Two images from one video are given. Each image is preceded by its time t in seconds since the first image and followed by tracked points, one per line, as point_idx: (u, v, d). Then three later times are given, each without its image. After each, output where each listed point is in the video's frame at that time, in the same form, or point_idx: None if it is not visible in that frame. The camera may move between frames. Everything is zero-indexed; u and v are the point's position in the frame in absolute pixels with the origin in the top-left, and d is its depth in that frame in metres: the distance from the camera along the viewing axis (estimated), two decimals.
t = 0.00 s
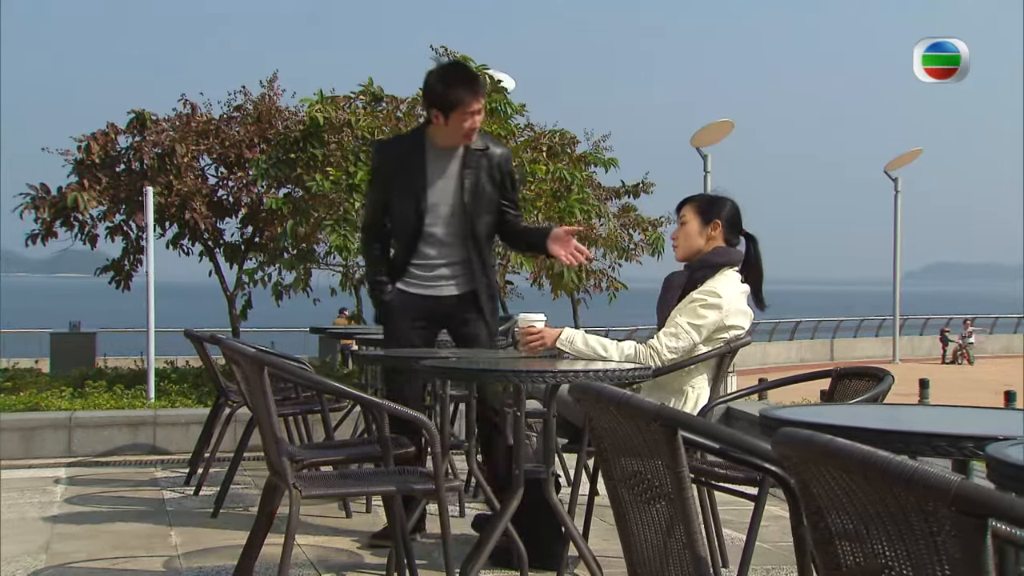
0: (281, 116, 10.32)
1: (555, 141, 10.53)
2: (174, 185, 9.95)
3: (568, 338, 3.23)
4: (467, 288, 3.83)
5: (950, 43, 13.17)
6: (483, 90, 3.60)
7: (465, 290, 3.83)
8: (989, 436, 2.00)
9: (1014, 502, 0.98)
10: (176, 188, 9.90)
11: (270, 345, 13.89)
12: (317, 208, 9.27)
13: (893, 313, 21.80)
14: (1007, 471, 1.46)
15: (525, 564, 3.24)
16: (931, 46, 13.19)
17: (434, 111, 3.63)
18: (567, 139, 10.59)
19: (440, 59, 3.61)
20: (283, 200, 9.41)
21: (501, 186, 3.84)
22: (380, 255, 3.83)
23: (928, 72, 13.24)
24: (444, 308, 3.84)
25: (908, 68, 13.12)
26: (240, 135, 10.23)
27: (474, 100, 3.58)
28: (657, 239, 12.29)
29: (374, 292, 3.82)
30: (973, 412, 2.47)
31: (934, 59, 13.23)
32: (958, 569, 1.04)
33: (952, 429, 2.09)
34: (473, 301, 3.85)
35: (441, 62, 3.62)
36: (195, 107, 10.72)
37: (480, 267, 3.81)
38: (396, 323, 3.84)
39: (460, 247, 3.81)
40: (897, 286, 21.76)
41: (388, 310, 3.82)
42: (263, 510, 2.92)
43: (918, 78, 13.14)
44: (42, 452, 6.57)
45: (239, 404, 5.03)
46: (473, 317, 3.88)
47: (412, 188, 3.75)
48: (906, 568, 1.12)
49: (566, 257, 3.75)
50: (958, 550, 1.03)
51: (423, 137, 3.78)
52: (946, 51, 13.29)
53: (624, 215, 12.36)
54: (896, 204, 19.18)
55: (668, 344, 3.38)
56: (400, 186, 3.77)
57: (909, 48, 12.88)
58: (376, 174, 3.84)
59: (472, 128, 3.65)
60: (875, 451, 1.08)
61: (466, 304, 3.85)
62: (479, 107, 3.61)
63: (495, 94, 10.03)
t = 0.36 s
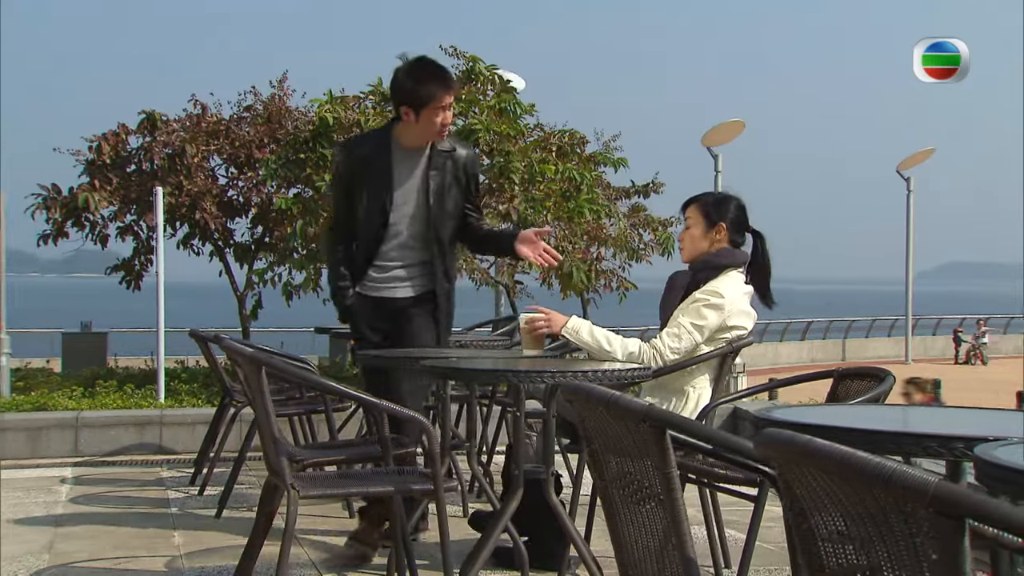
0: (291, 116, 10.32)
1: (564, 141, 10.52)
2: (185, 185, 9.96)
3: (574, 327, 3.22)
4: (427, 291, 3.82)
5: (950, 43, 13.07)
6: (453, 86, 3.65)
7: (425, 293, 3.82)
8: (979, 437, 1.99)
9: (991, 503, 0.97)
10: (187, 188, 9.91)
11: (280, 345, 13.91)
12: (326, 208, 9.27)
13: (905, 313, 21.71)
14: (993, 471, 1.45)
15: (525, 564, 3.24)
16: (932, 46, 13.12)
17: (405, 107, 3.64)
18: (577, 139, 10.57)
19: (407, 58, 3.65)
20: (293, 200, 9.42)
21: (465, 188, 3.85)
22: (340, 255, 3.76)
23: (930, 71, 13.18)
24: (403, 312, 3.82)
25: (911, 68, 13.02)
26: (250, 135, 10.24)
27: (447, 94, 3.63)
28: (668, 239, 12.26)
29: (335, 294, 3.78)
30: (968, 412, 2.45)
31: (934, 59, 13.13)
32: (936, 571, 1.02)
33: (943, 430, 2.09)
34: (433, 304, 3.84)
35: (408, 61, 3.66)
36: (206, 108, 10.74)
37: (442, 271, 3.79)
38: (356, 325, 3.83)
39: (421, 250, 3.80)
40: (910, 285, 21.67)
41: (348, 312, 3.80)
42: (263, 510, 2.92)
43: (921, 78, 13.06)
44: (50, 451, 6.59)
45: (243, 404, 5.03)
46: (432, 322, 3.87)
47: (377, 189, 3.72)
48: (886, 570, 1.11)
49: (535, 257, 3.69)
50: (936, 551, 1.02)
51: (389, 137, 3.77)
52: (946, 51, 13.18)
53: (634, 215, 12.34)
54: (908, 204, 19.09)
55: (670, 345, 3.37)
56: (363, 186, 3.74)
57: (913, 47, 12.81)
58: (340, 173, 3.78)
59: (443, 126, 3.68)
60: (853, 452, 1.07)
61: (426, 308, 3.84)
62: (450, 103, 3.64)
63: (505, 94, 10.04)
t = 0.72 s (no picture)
0: (303, 116, 10.33)
1: (576, 140, 10.50)
2: (196, 185, 9.96)
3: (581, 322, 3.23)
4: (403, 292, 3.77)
5: (950, 43, 13.00)
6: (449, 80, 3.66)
7: (401, 294, 3.77)
8: (972, 437, 1.97)
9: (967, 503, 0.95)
10: (199, 188, 9.93)
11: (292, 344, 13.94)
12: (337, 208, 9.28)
13: (920, 313, 21.64)
14: (980, 471, 1.44)
15: (528, 565, 3.24)
16: (931, 46, 13.04)
17: (398, 95, 3.62)
18: (588, 138, 10.55)
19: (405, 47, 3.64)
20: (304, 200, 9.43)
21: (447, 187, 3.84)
22: (314, 251, 3.72)
23: (930, 72, 13.15)
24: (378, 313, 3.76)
25: (916, 67, 12.99)
26: (262, 135, 10.26)
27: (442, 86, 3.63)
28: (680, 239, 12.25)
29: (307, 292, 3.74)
30: (965, 412, 2.44)
31: (936, 59, 13.10)
32: (914, 571, 1.01)
33: (935, 430, 2.08)
34: (409, 308, 3.80)
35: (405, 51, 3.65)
36: (218, 108, 10.77)
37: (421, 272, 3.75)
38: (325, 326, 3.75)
39: (399, 249, 3.76)
40: (924, 285, 21.59)
41: (318, 310, 3.76)
42: (263, 510, 2.92)
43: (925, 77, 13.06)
44: (58, 450, 6.61)
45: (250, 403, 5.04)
46: (408, 326, 3.82)
47: (357, 184, 3.69)
48: (867, 570, 1.10)
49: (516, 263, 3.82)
50: (914, 551, 1.01)
51: (372, 131, 3.74)
52: (946, 51, 13.11)
53: (646, 215, 12.34)
54: (924, 203, 19.02)
55: (674, 345, 3.35)
56: (343, 182, 3.70)
57: (920, 46, 12.75)
58: (320, 165, 3.73)
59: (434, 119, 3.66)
60: (832, 453, 1.06)
61: (401, 310, 3.79)
62: (443, 97, 3.64)
63: (516, 94, 10.07)
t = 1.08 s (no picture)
0: (320, 116, 10.35)
1: (592, 140, 10.47)
2: (214, 185, 9.99)
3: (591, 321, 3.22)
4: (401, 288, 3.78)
5: (951, 42, 12.96)
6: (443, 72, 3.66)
7: (399, 290, 3.78)
8: (969, 438, 1.96)
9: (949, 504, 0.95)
10: (216, 188, 9.96)
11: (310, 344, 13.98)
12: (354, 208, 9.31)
13: (940, 313, 21.52)
14: (972, 473, 1.43)
15: (535, 565, 3.23)
16: (932, 46, 13.02)
17: (394, 86, 3.61)
18: (604, 138, 10.52)
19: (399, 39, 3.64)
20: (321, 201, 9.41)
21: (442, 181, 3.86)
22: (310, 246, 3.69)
23: (930, 72, 13.09)
24: (375, 308, 3.77)
25: (918, 67, 12.92)
26: (279, 135, 10.28)
27: (438, 77, 3.63)
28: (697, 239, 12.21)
29: (303, 287, 3.69)
30: (968, 413, 2.42)
31: (937, 60, 13.06)
32: (897, 573, 1.01)
33: (932, 431, 2.06)
34: (410, 304, 3.81)
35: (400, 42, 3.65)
36: (236, 108, 10.80)
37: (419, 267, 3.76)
38: (322, 322, 3.70)
39: (397, 245, 3.76)
40: (945, 285, 21.47)
41: (315, 307, 3.70)
42: (269, 509, 2.93)
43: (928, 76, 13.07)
44: (73, 449, 6.65)
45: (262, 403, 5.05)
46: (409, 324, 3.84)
47: (356, 179, 3.67)
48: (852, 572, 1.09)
49: (511, 259, 3.79)
50: (898, 553, 1.01)
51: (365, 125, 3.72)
52: (946, 51, 13.05)
53: (663, 215, 12.31)
54: (945, 202, 18.90)
55: (682, 346, 3.34)
56: (338, 176, 3.68)
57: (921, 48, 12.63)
58: (315, 159, 3.69)
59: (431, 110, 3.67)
60: (817, 454, 1.06)
61: (398, 305, 3.80)
62: (439, 89, 3.65)
63: (532, 94, 10.08)
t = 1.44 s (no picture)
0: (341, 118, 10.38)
1: (612, 140, 10.44)
2: (236, 185, 10.04)
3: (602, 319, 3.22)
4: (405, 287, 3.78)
5: (953, 40, 12.67)
6: (433, 72, 3.60)
7: (404, 289, 3.78)
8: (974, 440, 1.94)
9: (933, 507, 0.94)
10: (237, 189, 10.00)
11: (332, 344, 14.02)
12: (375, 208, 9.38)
13: (967, 314, 21.36)
14: (969, 476, 1.41)
15: (545, 566, 3.22)
16: (931, 45, 12.88)
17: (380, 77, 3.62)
18: (624, 138, 10.50)
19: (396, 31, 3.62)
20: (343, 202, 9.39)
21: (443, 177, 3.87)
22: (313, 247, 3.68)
23: (930, 72, 12.98)
24: (381, 307, 3.76)
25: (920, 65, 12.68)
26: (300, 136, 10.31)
27: (423, 78, 3.56)
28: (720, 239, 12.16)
29: (306, 288, 3.67)
30: (977, 414, 2.40)
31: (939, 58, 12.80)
32: None
33: (936, 432, 2.05)
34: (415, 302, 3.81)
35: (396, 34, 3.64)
36: (258, 108, 10.85)
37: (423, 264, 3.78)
38: (327, 322, 3.70)
39: (401, 242, 3.77)
40: (971, 285, 21.31)
41: (319, 309, 3.69)
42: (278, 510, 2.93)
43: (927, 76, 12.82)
44: (90, 448, 6.69)
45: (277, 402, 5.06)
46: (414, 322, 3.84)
47: (356, 177, 3.67)
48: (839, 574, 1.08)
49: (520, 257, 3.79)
50: (883, 556, 1.00)
51: (363, 121, 3.74)
52: (946, 51, 12.91)
53: (685, 215, 12.29)
54: (971, 202, 18.77)
55: (693, 346, 3.33)
56: (338, 175, 3.68)
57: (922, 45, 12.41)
58: (315, 159, 3.70)
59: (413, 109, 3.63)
60: (803, 453, 1.05)
61: (403, 304, 3.80)
62: (424, 90, 3.59)
63: (552, 94, 10.08)
